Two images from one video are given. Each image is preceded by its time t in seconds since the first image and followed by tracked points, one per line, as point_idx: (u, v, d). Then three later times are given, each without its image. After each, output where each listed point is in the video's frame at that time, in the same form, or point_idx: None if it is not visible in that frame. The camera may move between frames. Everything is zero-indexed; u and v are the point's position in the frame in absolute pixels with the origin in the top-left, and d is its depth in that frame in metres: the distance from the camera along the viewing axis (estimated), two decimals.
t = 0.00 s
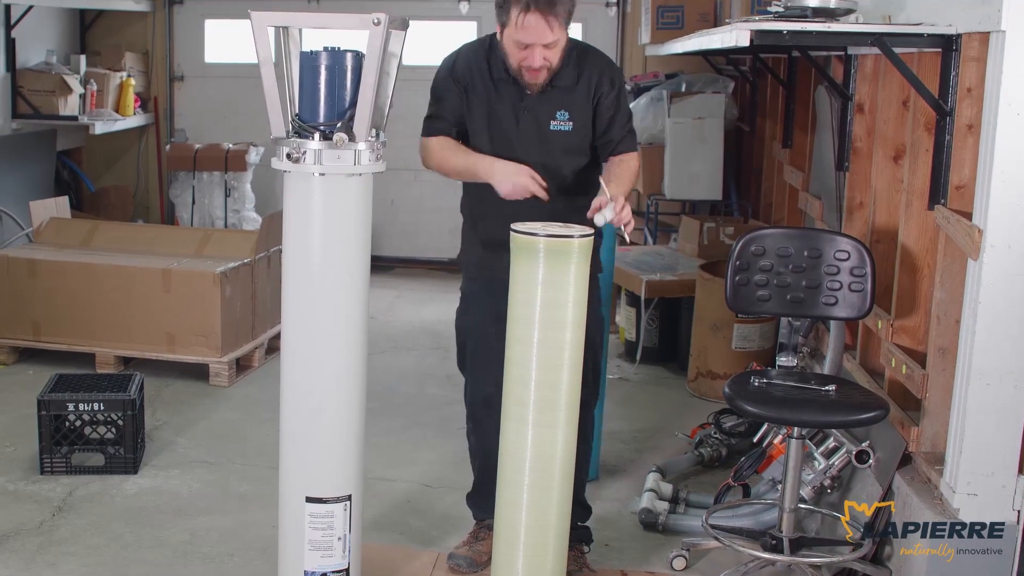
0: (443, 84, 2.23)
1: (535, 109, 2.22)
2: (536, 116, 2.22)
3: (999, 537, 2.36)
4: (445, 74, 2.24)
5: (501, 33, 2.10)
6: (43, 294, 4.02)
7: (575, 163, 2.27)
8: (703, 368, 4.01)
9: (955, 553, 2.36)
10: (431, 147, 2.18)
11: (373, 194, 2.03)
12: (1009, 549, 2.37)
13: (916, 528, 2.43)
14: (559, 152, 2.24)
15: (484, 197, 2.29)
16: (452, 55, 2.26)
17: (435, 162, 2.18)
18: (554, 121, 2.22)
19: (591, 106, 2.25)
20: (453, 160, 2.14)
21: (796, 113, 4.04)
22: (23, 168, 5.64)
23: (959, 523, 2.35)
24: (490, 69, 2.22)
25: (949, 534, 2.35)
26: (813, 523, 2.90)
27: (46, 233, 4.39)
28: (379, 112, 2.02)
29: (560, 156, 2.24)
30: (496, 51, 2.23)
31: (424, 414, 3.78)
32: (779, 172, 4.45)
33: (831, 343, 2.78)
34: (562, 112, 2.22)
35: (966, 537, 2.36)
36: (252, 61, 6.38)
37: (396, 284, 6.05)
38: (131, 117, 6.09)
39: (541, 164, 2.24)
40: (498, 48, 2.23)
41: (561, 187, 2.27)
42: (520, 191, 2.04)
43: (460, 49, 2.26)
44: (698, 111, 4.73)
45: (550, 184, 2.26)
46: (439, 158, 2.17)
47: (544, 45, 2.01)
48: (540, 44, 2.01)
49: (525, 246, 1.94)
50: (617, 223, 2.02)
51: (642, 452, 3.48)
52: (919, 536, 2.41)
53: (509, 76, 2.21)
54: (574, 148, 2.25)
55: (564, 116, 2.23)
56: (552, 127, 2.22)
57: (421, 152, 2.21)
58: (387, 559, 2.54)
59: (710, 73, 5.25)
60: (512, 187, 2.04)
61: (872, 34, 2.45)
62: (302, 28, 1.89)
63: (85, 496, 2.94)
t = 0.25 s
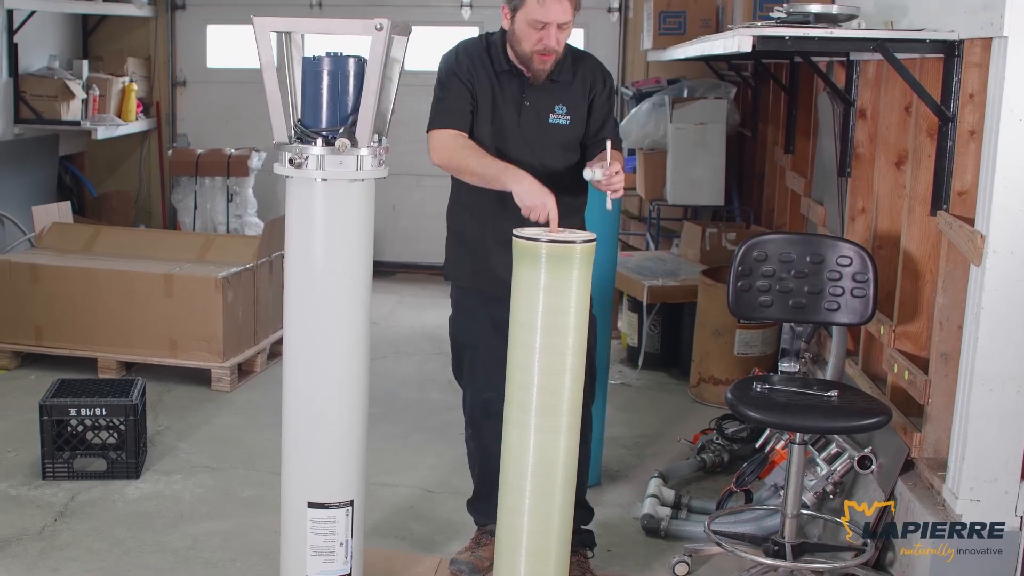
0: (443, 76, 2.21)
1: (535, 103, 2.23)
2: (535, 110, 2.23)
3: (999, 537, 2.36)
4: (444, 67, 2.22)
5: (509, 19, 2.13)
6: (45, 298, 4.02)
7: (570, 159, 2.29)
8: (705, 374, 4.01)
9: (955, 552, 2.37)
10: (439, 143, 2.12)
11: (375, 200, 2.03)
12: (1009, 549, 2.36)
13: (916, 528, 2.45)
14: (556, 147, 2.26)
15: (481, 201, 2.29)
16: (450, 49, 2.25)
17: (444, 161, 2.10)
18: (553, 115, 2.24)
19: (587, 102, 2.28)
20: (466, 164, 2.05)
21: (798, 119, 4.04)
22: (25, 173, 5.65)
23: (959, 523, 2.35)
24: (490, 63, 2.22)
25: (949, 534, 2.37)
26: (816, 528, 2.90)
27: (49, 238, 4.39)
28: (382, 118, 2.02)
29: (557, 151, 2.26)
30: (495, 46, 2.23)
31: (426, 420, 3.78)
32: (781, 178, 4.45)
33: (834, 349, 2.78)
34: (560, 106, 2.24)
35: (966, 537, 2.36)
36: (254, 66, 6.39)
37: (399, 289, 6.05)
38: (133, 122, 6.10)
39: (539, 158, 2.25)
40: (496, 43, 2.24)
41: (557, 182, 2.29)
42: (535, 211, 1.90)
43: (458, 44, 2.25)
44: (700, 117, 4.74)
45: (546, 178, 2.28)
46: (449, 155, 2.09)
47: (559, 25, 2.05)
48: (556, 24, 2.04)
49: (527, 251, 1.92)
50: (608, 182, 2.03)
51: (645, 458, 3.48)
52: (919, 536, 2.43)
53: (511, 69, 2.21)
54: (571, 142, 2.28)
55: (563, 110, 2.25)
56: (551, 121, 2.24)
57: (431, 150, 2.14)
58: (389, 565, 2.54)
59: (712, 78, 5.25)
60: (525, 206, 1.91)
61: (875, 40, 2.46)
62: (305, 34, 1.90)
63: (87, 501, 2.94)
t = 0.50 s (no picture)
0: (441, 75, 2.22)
1: (534, 100, 2.24)
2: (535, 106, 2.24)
3: (999, 537, 2.36)
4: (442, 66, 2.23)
5: (512, 10, 2.16)
6: (46, 302, 4.03)
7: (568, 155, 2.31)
8: (707, 377, 4.01)
9: (955, 553, 2.36)
10: (433, 133, 2.14)
11: (377, 204, 2.02)
12: (1009, 550, 2.36)
13: (916, 528, 2.47)
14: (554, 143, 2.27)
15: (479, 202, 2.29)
16: (446, 50, 2.27)
17: (440, 149, 2.13)
18: (552, 111, 2.25)
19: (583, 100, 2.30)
20: (458, 139, 2.10)
21: (800, 122, 4.04)
22: (27, 176, 5.66)
23: (959, 523, 2.35)
24: (488, 61, 2.23)
25: (949, 534, 2.36)
26: (818, 532, 2.89)
27: (51, 241, 4.39)
28: (383, 121, 2.02)
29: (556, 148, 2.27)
30: (492, 44, 2.25)
31: (428, 423, 3.77)
32: (783, 181, 4.45)
33: (836, 353, 2.77)
34: (559, 102, 2.26)
35: (966, 537, 2.35)
36: (256, 70, 6.40)
37: (401, 292, 6.05)
38: (135, 126, 6.11)
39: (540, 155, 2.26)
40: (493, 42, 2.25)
41: (557, 179, 2.29)
42: (540, 141, 1.97)
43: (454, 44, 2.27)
44: (701, 121, 4.74)
45: (546, 175, 2.28)
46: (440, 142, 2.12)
47: (564, 8, 2.08)
48: (562, 8, 2.07)
49: (529, 255, 1.92)
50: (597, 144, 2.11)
51: (647, 462, 3.48)
52: (919, 536, 2.44)
53: (510, 66, 2.22)
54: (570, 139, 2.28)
55: (562, 106, 2.26)
56: (550, 116, 2.25)
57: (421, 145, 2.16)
58: (391, 568, 2.54)
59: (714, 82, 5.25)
60: (530, 141, 1.98)
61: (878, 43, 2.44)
62: (307, 37, 1.89)
63: (89, 505, 2.94)
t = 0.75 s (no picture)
0: (436, 75, 2.26)
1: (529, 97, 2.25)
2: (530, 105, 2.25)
3: (999, 537, 2.35)
4: (438, 66, 2.27)
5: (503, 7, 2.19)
6: (46, 304, 4.02)
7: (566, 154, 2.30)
8: (707, 380, 4.01)
9: (955, 553, 2.35)
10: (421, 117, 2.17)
11: (377, 207, 2.02)
12: (1009, 550, 2.35)
13: (916, 528, 2.47)
14: (551, 141, 2.27)
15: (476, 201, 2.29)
16: (444, 52, 2.31)
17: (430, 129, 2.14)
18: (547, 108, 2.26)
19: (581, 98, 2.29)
20: (446, 113, 2.11)
21: (800, 125, 4.05)
22: (27, 179, 5.66)
23: (959, 523, 2.35)
24: (484, 60, 2.27)
25: (949, 534, 2.36)
26: (818, 535, 2.89)
27: (50, 244, 4.39)
28: (383, 124, 2.01)
29: (551, 147, 2.28)
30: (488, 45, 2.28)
31: (429, 426, 3.77)
32: (783, 183, 4.46)
33: (836, 355, 2.77)
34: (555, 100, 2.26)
35: (966, 537, 2.35)
36: (256, 72, 6.40)
37: (401, 295, 6.05)
38: (135, 128, 6.11)
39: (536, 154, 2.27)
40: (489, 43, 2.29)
41: (554, 178, 2.28)
42: (523, 98, 1.98)
43: (452, 46, 2.31)
44: (700, 123, 4.74)
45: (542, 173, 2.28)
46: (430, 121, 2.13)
47: (552, 4, 2.09)
48: (549, 3, 2.09)
49: (529, 258, 1.92)
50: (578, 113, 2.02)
51: (647, 464, 3.48)
52: (919, 536, 2.45)
53: (503, 65, 2.25)
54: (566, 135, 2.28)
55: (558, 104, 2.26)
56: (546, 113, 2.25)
57: (410, 130, 2.18)
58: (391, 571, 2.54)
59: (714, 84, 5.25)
60: (514, 98, 1.99)
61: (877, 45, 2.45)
62: (307, 39, 1.89)
63: (88, 507, 2.93)
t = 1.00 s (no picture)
0: (445, 75, 2.26)
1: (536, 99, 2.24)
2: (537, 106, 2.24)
3: (999, 537, 2.36)
4: (447, 66, 2.28)
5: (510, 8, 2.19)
6: (49, 305, 4.03)
7: (572, 156, 2.28)
8: (710, 382, 4.00)
9: (955, 552, 2.35)
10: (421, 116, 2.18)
11: (379, 209, 2.01)
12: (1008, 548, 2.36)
13: (916, 529, 2.48)
14: (556, 143, 2.26)
15: (478, 204, 2.29)
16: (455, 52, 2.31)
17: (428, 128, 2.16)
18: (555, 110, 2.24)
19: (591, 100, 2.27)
20: (445, 111, 2.12)
21: (803, 126, 4.05)
22: (31, 181, 5.67)
23: (959, 524, 2.35)
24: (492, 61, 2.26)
25: (949, 534, 2.36)
26: (822, 537, 2.88)
27: (53, 245, 4.40)
28: (386, 125, 2.02)
29: (556, 148, 2.26)
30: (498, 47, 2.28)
31: (431, 428, 3.77)
32: (786, 185, 4.46)
33: (839, 357, 2.78)
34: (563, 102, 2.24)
35: (966, 537, 2.35)
36: (258, 74, 6.41)
37: (404, 297, 6.05)
38: (137, 130, 6.11)
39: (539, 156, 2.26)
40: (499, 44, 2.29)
41: (557, 181, 2.27)
42: (515, 99, 1.98)
43: (463, 46, 2.31)
44: (703, 125, 4.74)
45: (547, 178, 2.26)
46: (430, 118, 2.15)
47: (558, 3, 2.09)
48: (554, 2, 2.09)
49: (533, 260, 1.91)
50: (569, 107, 2.01)
51: (650, 466, 3.47)
52: (919, 537, 2.47)
53: (512, 66, 2.24)
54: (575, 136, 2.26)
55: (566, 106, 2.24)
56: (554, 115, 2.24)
57: (411, 128, 2.20)
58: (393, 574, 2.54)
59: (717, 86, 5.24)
60: (506, 99, 1.99)
61: (880, 48, 2.48)
62: (310, 41, 1.89)
63: (91, 509, 2.94)
